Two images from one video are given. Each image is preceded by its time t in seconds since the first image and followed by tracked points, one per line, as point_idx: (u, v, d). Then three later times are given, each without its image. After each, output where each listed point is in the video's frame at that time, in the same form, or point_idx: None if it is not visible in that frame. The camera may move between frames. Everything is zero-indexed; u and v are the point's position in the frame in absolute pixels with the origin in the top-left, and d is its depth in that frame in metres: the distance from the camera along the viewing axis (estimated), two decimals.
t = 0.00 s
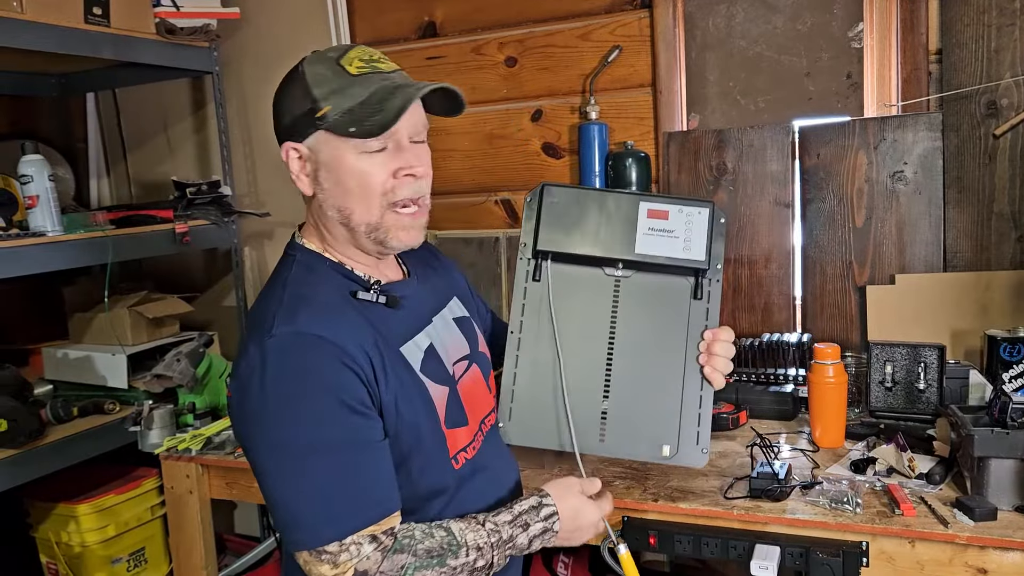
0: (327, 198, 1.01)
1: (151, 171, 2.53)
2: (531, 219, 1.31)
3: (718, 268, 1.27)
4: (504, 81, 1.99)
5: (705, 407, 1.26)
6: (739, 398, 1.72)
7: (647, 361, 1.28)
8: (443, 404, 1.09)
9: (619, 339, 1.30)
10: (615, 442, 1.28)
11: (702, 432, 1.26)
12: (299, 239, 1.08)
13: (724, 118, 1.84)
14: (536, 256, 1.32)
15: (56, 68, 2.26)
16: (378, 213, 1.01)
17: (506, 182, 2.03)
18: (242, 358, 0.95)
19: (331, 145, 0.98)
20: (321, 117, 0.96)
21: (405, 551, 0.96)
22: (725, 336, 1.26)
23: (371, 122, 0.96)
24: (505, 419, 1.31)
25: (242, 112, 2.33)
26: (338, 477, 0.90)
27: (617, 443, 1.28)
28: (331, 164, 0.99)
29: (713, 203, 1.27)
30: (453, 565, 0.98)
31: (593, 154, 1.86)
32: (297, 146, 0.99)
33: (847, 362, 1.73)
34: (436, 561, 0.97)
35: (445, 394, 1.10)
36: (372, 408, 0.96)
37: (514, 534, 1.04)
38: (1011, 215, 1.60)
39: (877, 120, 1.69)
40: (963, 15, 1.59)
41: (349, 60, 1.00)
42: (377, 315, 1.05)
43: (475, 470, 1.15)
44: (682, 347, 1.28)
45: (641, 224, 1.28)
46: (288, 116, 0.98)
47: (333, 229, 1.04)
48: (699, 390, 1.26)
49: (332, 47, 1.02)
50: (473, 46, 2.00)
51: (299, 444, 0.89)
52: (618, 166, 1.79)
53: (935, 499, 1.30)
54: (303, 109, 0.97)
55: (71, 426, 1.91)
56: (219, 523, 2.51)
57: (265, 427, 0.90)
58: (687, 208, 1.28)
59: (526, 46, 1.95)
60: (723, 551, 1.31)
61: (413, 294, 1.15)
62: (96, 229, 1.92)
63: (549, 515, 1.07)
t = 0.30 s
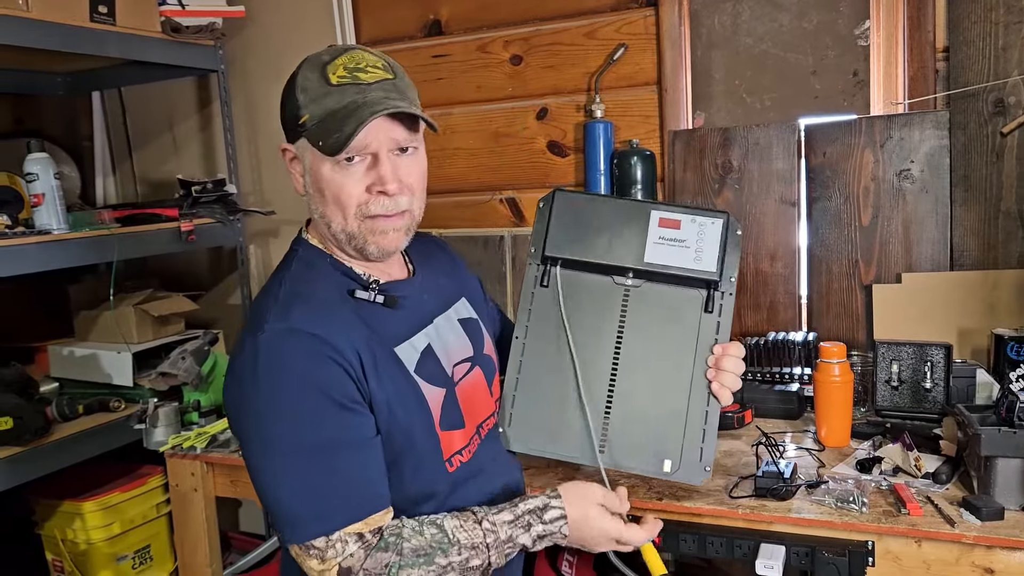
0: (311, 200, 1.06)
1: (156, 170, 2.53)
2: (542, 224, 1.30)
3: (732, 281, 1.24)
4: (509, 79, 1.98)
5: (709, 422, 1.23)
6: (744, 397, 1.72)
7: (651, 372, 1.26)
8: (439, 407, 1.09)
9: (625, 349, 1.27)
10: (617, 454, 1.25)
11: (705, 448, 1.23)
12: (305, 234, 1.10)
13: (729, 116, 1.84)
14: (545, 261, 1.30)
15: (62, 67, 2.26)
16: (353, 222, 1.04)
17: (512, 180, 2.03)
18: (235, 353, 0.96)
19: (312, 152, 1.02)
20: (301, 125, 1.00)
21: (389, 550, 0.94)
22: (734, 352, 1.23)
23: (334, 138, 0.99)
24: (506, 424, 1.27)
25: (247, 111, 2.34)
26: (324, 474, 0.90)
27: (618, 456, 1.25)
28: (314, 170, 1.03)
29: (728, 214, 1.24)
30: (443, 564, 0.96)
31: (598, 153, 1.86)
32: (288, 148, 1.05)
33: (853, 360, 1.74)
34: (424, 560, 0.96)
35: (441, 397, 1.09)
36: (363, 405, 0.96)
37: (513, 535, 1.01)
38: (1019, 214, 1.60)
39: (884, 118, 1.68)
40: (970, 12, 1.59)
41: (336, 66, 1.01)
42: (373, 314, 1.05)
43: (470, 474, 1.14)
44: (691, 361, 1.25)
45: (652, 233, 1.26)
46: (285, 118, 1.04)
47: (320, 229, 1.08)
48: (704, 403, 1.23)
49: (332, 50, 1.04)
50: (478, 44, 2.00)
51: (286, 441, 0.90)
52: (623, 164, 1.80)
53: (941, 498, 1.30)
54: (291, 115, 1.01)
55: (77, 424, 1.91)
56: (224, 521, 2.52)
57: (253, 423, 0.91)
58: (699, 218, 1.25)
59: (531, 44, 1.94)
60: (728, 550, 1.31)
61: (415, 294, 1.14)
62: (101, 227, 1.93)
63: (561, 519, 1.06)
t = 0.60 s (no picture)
0: (344, 180, 1.08)
1: (164, 168, 2.55)
2: (548, 220, 1.31)
3: (741, 269, 1.24)
4: (516, 77, 1.98)
5: (722, 413, 1.21)
6: (751, 395, 1.71)
7: (661, 362, 1.25)
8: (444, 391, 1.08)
9: (636, 340, 1.27)
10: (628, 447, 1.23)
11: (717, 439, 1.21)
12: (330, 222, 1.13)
13: (736, 113, 1.83)
14: (553, 255, 1.31)
15: (70, 65, 2.27)
16: (382, 202, 1.05)
17: (518, 178, 2.03)
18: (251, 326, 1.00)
19: (350, 133, 1.04)
20: (343, 105, 1.03)
21: (376, 511, 0.93)
22: (746, 342, 1.22)
23: (376, 115, 1.01)
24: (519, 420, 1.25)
25: (254, 108, 2.34)
26: (324, 442, 0.92)
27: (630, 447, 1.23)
28: (350, 150, 1.06)
29: (736, 202, 1.25)
30: (429, 524, 0.93)
31: (604, 150, 1.85)
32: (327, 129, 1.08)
33: (860, 358, 1.73)
34: (409, 521, 0.93)
35: (447, 380, 1.08)
36: (368, 379, 0.98)
37: (502, 492, 0.96)
38: None
39: (891, 115, 1.68)
40: (978, 9, 1.58)
41: (380, 54, 1.05)
42: (385, 298, 1.05)
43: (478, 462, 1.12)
44: (702, 350, 1.24)
45: (658, 225, 1.27)
46: (327, 102, 1.07)
47: (349, 212, 1.10)
48: (716, 396, 1.22)
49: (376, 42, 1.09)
50: (485, 42, 2.00)
51: (290, 410, 0.92)
52: (630, 162, 1.79)
53: (949, 496, 1.29)
54: (334, 97, 1.05)
55: (85, 420, 1.92)
56: (231, 517, 2.53)
57: (258, 391, 0.94)
58: (705, 208, 1.26)
59: (537, 42, 1.94)
60: (734, 547, 1.31)
61: (431, 284, 1.14)
62: (109, 224, 1.94)
63: (553, 469, 0.98)
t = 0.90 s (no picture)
0: (399, 171, 1.10)
1: (171, 167, 2.56)
2: (562, 224, 1.33)
3: (749, 268, 1.23)
4: (522, 75, 1.99)
5: (730, 410, 1.21)
6: (757, 392, 1.71)
7: (672, 356, 1.26)
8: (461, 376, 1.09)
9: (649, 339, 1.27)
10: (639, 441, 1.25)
11: (727, 435, 1.22)
12: (369, 213, 1.16)
13: (742, 111, 1.84)
14: (567, 257, 1.32)
15: (78, 64, 2.28)
16: (441, 192, 1.09)
17: (524, 176, 2.03)
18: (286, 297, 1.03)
19: (416, 125, 1.07)
20: (411, 99, 1.06)
21: (381, 457, 0.89)
22: (754, 339, 1.21)
23: (450, 109, 1.05)
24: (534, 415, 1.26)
25: (261, 107, 2.35)
26: (342, 397, 0.92)
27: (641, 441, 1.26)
28: (412, 141, 1.08)
29: (741, 201, 1.23)
30: (429, 465, 0.88)
31: (611, 149, 1.86)
32: (387, 121, 1.10)
33: (867, 356, 1.72)
34: (409, 464, 0.88)
35: (466, 363, 1.09)
36: (389, 347, 0.98)
37: (496, 426, 0.89)
38: None
39: (898, 112, 1.67)
40: (987, 6, 1.59)
41: (446, 56, 1.09)
42: (413, 282, 1.07)
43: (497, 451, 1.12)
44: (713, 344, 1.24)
45: (666, 225, 1.26)
46: (386, 96, 1.10)
47: (398, 202, 1.12)
48: (724, 391, 1.22)
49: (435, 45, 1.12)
50: (491, 40, 2.00)
51: (311, 366, 0.93)
52: (636, 159, 1.79)
53: (957, 493, 1.29)
54: (398, 91, 1.08)
55: (93, 417, 1.93)
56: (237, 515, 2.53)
57: (284, 349, 0.96)
58: (711, 207, 1.25)
59: (543, 40, 1.95)
60: (741, 544, 1.31)
61: (460, 273, 1.16)
62: (117, 222, 1.94)
63: (544, 399, 0.90)
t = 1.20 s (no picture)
0: (414, 162, 1.12)
1: (177, 167, 2.57)
2: (574, 222, 1.29)
3: (762, 277, 1.20)
4: (527, 75, 1.99)
5: (736, 417, 1.22)
6: (763, 392, 1.71)
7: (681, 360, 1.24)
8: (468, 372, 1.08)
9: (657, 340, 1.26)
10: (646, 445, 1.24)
11: (731, 443, 1.22)
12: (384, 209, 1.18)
13: (747, 110, 1.83)
14: (578, 257, 1.28)
15: (84, 65, 2.29)
16: (455, 181, 1.10)
17: (529, 177, 2.04)
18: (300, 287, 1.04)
19: (433, 116, 1.10)
20: (430, 92, 1.09)
21: (383, 432, 0.88)
22: (763, 348, 1.20)
23: (467, 97, 1.08)
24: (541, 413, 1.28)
25: (267, 107, 2.35)
26: (355, 379, 0.91)
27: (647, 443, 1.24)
28: (428, 132, 1.10)
29: (758, 209, 1.20)
30: (430, 434, 0.86)
31: (615, 149, 1.86)
32: (405, 115, 1.13)
33: (872, 356, 1.72)
34: (411, 435, 0.87)
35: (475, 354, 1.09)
36: (400, 337, 0.99)
37: (490, 389, 0.88)
38: None
39: (904, 112, 1.67)
40: (992, 5, 1.58)
41: (465, 54, 1.13)
42: (425, 276, 1.08)
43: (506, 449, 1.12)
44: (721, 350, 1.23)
45: (679, 231, 1.23)
46: (405, 92, 1.13)
47: (412, 194, 1.14)
48: (731, 400, 1.22)
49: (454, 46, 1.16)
50: (495, 40, 2.00)
51: (325, 349, 0.93)
52: (640, 159, 1.80)
53: (963, 493, 1.29)
54: (417, 85, 1.11)
55: (98, 417, 1.93)
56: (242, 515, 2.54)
57: (298, 334, 0.97)
58: (727, 215, 1.22)
59: (548, 40, 1.95)
60: (747, 544, 1.31)
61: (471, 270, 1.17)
62: (122, 222, 1.95)
63: (534, 357, 0.89)
